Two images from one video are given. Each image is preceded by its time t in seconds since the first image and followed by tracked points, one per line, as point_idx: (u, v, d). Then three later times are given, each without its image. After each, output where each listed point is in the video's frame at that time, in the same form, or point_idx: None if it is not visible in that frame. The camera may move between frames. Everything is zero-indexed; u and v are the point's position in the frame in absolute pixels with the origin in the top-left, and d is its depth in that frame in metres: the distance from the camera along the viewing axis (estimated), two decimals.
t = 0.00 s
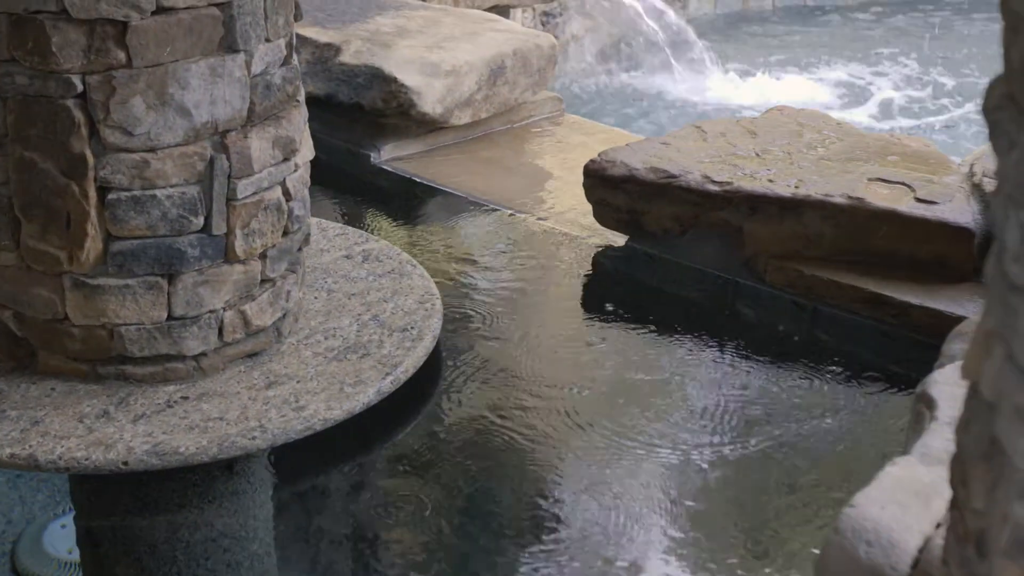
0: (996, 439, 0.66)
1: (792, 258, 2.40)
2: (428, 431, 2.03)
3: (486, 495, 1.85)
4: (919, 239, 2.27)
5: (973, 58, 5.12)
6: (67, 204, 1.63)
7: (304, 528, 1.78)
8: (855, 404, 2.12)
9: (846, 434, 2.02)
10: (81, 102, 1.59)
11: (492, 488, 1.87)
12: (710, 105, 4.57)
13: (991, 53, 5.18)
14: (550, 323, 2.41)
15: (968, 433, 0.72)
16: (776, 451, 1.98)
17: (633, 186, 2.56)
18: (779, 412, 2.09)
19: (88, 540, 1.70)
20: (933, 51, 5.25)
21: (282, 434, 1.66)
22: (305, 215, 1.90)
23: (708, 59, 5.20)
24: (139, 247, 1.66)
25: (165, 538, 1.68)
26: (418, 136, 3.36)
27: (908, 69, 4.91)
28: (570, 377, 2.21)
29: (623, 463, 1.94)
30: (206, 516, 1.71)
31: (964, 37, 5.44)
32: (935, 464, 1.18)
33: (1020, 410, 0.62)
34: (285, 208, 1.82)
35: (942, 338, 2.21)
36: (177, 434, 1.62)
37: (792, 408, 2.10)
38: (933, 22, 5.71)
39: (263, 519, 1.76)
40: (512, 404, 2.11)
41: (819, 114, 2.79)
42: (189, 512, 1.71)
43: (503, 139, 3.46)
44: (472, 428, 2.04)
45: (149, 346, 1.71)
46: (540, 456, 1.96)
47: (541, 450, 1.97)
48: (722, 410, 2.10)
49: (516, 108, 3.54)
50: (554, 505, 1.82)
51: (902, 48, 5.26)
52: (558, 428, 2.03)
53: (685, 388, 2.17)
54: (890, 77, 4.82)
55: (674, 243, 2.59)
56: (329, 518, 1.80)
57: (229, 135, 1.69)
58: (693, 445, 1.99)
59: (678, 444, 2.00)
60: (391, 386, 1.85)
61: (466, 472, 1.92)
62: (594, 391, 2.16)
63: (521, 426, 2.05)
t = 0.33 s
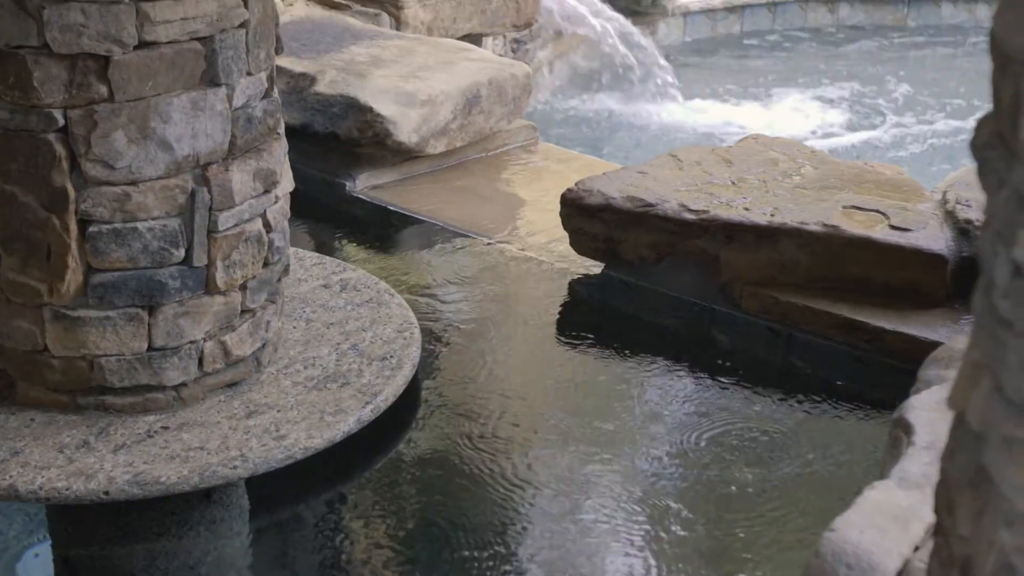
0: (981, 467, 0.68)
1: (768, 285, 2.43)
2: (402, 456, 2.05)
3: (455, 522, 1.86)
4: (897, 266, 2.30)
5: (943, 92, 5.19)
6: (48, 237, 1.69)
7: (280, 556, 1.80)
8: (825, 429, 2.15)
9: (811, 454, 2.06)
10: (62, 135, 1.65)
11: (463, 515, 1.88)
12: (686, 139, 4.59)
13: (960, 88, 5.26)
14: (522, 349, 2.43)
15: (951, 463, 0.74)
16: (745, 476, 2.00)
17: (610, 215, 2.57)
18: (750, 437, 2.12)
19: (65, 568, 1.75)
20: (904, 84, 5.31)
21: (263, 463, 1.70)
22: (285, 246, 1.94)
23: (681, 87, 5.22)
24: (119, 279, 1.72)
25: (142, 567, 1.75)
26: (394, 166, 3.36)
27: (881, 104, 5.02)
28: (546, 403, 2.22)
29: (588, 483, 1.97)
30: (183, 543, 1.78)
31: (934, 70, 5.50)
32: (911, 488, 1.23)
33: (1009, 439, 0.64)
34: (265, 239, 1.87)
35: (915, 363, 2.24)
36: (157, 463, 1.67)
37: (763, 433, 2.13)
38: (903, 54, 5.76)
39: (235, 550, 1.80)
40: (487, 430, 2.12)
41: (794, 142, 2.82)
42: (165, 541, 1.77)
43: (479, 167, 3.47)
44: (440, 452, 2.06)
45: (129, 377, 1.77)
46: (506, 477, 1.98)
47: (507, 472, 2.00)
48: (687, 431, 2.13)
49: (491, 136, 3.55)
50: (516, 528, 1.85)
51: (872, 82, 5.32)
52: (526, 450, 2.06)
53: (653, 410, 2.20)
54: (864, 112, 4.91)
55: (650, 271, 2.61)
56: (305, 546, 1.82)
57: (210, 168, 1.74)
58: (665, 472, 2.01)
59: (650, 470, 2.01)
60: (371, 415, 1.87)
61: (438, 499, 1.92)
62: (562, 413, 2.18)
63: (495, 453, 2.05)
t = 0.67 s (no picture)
0: (971, 506, 0.69)
1: (749, 318, 2.45)
2: (383, 489, 2.07)
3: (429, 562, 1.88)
4: (878, 300, 2.33)
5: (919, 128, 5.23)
6: (33, 274, 1.73)
7: None
8: (806, 461, 2.17)
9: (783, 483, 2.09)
10: (48, 176, 1.69)
11: (438, 553, 1.90)
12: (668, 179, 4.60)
13: (936, 124, 5.29)
14: (501, 381, 2.45)
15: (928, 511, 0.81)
16: (722, 509, 2.02)
17: (592, 250, 2.59)
18: (731, 469, 2.13)
19: None
20: (880, 120, 5.33)
21: (248, 498, 1.75)
22: (269, 283, 1.98)
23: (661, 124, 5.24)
24: (105, 317, 1.76)
25: None
26: (375, 201, 3.35)
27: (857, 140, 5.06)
28: (528, 437, 2.23)
29: (561, 511, 2.00)
30: None
31: (909, 106, 5.53)
32: (895, 522, 1.25)
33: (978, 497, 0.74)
34: (250, 276, 1.91)
35: (892, 396, 2.27)
36: (145, 499, 1.72)
37: (743, 465, 2.14)
38: (879, 89, 5.78)
39: None
40: (466, 464, 2.14)
41: (772, 178, 2.85)
42: None
43: (459, 202, 3.47)
44: (417, 482, 2.09)
45: (114, 414, 1.80)
46: (482, 511, 2.00)
47: (484, 505, 2.02)
48: (659, 458, 2.17)
49: (472, 171, 3.55)
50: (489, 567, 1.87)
51: (847, 117, 5.36)
52: (502, 480, 2.09)
53: (628, 440, 2.23)
54: (841, 149, 4.94)
55: (632, 305, 2.62)
56: None
57: (196, 207, 1.78)
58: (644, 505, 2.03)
59: (629, 503, 2.03)
60: (354, 450, 1.91)
61: (416, 535, 1.95)
62: (539, 442, 2.21)
63: (474, 486, 2.07)
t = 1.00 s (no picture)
0: (965, 553, 0.81)
1: (734, 357, 2.47)
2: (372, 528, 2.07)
3: None
4: (863, 339, 2.35)
5: (899, 163, 5.27)
6: (23, 317, 1.77)
7: None
8: (788, 496, 2.20)
9: (764, 519, 2.12)
10: (39, 219, 1.73)
11: None
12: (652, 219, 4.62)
13: (915, 160, 5.32)
14: (486, 417, 2.47)
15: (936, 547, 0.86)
16: (703, 547, 2.04)
17: (578, 289, 2.60)
18: (713, 506, 2.16)
19: None
20: (859, 156, 5.37)
21: (237, 539, 1.80)
22: (257, 324, 2.01)
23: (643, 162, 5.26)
24: (94, 359, 1.80)
25: None
26: (360, 240, 3.34)
27: (837, 176, 5.10)
28: (514, 473, 2.25)
29: (545, 542, 2.04)
30: None
31: (889, 142, 5.57)
32: (884, 565, 1.29)
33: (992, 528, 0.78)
34: (238, 318, 1.94)
35: (875, 434, 2.30)
36: (135, 540, 1.76)
37: (725, 502, 2.17)
38: (859, 125, 5.82)
39: None
40: (454, 501, 2.15)
41: (756, 217, 2.87)
42: None
43: (443, 240, 3.46)
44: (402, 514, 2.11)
45: (103, 455, 1.84)
46: (471, 549, 2.02)
47: (473, 543, 2.03)
48: (642, 494, 2.19)
49: (456, 210, 3.54)
50: None
51: (826, 153, 5.41)
52: (489, 510, 2.13)
53: (612, 472, 2.26)
54: (820, 185, 4.98)
55: (618, 343, 2.63)
56: None
57: (185, 250, 1.82)
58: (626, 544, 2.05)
59: (612, 542, 2.05)
60: (342, 491, 1.95)
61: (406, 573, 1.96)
62: (524, 474, 2.25)
63: (462, 523, 2.08)
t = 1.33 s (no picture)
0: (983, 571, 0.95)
1: (723, 398, 2.47)
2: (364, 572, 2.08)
3: None
4: (851, 379, 2.36)
5: (883, 198, 5.30)
6: (14, 361, 1.79)
7: None
8: (775, 536, 2.21)
9: (751, 559, 2.13)
10: (30, 264, 1.75)
11: None
12: (641, 256, 4.64)
13: (901, 195, 5.35)
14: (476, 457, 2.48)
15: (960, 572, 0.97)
16: None
17: (567, 330, 2.61)
18: (701, 546, 2.17)
19: None
20: (845, 191, 5.41)
21: None
22: (248, 366, 2.01)
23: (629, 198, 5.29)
24: (84, 404, 1.81)
25: None
26: (349, 279, 3.33)
27: (823, 212, 5.12)
28: (505, 514, 2.25)
29: None
30: None
31: (873, 178, 5.60)
32: None
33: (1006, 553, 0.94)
34: (229, 361, 1.94)
35: (863, 473, 2.31)
36: None
37: (712, 541, 2.18)
38: (843, 161, 5.87)
39: None
40: (445, 544, 2.16)
41: (745, 257, 2.88)
42: None
43: (432, 279, 3.46)
44: (392, 553, 2.13)
45: (94, 498, 1.86)
46: None
47: None
48: (630, 533, 2.20)
49: (446, 248, 3.53)
50: None
51: (812, 189, 5.44)
52: (481, 549, 2.14)
53: (602, 510, 2.28)
54: (807, 221, 5.01)
55: (607, 383, 2.64)
56: None
57: (175, 294, 1.83)
58: None
59: None
60: (334, 534, 1.97)
61: None
62: (515, 511, 2.27)
63: (453, 568, 2.09)
